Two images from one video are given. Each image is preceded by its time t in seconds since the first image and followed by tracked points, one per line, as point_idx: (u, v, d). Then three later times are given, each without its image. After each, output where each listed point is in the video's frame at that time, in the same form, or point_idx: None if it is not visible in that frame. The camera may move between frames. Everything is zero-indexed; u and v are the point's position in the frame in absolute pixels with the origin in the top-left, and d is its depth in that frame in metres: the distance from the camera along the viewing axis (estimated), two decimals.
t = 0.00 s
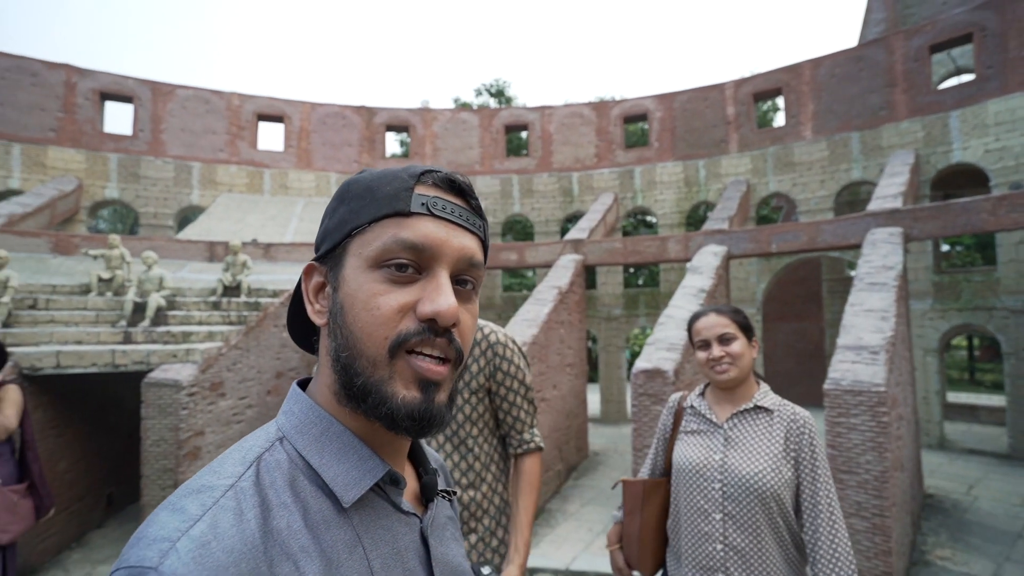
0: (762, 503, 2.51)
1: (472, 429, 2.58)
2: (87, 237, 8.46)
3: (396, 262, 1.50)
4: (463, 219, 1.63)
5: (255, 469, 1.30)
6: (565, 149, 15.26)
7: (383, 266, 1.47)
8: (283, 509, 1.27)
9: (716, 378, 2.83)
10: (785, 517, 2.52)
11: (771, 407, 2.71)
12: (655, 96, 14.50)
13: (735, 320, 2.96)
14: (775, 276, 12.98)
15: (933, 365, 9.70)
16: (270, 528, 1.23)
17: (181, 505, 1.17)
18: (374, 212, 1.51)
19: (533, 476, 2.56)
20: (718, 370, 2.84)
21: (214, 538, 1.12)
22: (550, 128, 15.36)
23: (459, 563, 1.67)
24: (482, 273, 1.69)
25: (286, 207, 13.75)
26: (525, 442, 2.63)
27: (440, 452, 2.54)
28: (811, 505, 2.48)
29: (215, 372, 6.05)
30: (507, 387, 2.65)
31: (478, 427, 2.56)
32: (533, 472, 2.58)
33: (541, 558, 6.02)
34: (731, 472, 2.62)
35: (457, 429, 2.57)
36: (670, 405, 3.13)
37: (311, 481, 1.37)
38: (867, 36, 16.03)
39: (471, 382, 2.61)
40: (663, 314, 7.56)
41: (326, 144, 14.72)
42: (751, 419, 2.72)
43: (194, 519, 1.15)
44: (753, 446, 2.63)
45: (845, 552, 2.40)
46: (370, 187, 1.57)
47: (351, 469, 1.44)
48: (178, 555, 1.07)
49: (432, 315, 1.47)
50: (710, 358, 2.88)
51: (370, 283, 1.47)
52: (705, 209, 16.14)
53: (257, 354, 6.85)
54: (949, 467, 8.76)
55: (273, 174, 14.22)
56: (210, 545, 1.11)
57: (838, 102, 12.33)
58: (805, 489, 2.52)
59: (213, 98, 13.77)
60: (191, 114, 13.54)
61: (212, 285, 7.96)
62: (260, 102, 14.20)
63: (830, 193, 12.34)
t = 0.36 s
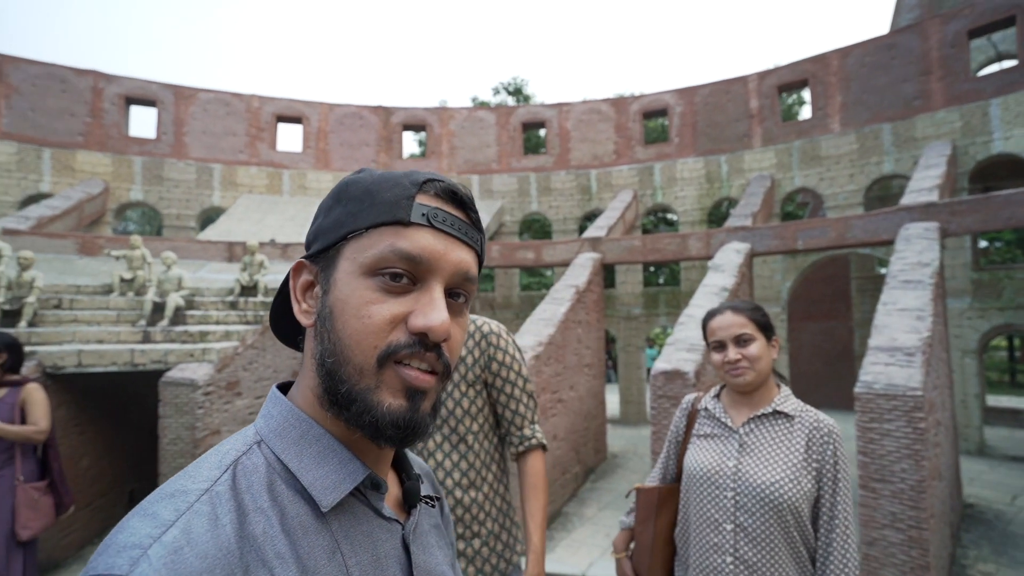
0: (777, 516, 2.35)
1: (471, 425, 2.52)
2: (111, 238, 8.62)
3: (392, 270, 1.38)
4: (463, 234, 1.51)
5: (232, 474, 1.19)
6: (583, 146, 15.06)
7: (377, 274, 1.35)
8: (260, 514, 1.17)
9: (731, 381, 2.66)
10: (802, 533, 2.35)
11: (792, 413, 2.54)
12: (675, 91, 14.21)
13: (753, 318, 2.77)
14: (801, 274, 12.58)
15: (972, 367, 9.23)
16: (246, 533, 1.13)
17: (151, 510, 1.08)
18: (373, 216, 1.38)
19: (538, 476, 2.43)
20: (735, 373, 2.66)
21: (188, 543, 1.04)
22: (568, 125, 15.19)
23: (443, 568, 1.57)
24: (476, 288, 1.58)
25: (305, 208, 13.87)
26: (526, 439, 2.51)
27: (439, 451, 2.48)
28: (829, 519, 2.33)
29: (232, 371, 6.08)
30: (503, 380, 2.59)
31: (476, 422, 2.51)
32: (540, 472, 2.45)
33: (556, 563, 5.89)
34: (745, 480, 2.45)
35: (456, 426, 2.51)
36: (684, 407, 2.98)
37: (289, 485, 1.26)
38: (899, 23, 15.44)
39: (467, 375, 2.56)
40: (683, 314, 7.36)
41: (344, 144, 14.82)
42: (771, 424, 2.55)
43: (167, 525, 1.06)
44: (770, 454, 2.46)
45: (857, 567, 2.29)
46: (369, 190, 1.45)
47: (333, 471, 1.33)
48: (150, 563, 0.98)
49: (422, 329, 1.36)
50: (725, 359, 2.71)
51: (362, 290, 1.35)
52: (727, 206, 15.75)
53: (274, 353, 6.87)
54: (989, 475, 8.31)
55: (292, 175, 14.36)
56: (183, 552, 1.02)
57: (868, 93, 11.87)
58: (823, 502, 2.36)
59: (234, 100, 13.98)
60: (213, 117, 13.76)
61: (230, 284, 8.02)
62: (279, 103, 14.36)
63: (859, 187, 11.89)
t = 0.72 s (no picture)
0: (792, 534, 2.18)
1: (482, 427, 2.40)
2: (138, 240, 8.80)
3: (414, 280, 1.24)
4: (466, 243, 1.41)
5: (215, 475, 1.12)
6: (604, 143, 14.82)
7: (403, 284, 1.21)
8: (242, 514, 1.08)
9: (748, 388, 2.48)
10: (819, 553, 2.18)
11: (813, 423, 2.34)
12: (699, 85, 13.85)
13: (773, 322, 2.59)
14: (834, 272, 12.10)
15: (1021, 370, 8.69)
16: (227, 534, 1.05)
17: (131, 511, 1.02)
18: (392, 227, 1.23)
19: (545, 485, 2.27)
20: (752, 381, 2.49)
21: (167, 542, 0.97)
22: (589, 122, 14.96)
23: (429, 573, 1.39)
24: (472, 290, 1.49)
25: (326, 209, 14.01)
26: (534, 443, 2.35)
27: (449, 456, 2.37)
28: (852, 541, 2.14)
29: (251, 371, 6.12)
30: (515, 379, 2.45)
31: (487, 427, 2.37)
32: (546, 477, 2.30)
33: (575, 570, 5.75)
34: (757, 495, 2.29)
35: (467, 429, 2.39)
36: (702, 411, 2.79)
37: (273, 487, 1.16)
38: (941, 8, 14.71)
39: (479, 375, 2.44)
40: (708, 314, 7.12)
41: (365, 145, 14.92)
42: (790, 436, 2.36)
43: (148, 525, 1.00)
44: (787, 468, 2.28)
45: None
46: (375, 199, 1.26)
47: (320, 469, 1.22)
48: (129, 562, 0.93)
49: (449, 333, 1.27)
50: (743, 364, 2.54)
51: (388, 298, 1.21)
52: (755, 202, 15.27)
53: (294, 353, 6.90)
54: None
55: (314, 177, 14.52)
56: (161, 551, 0.96)
57: (905, 82, 11.34)
58: (845, 522, 2.17)
59: (258, 104, 14.22)
60: (238, 121, 14.02)
61: (251, 285, 8.11)
62: (301, 106, 14.54)
63: (896, 180, 11.36)
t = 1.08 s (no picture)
0: (817, 546, 2.00)
1: (498, 427, 2.27)
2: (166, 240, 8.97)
3: (377, 251, 1.20)
4: (447, 215, 1.34)
5: (232, 466, 1.06)
6: (628, 138, 14.54)
7: (359, 251, 1.18)
8: (257, 507, 1.03)
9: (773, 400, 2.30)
10: (848, 568, 1.98)
11: (844, 428, 2.14)
12: (726, 77, 13.47)
13: (797, 322, 2.36)
14: (870, 269, 11.60)
15: None
16: (241, 526, 1.00)
17: (147, 500, 0.96)
18: (354, 202, 1.25)
19: (559, 488, 2.17)
20: (776, 389, 2.30)
21: (181, 533, 0.92)
22: (612, 117, 14.70)
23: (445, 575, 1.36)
24: (465, 268, 1.38)
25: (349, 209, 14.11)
26: (550, 447, 2.22)
27: (464, 458, 2.25)
28: (883, 556, 1.95)
29: (271, 370, 6.16)
30: (533, 377, 2.32)
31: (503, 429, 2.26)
32: (561, 482, 2.19)
33: None
34: (780, 503, 2.11)
35: (483, 429, 2.27)
36: (725, 412, 2.62)
37: (289, 481, 1.11)
38: None
39: (495, 372, 2.32)
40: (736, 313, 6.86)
41: (387, 145, 14.99)
42: (818, 440, 2.17)
43: (164, 514, 0.95)
44: (814, 475, 2.10)
45: None
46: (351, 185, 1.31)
47: (337, 464, 1.18)
48: (145, 553, 0.88)
49: (408, 300, 1.17)
50: (765, 372, 2.35)
51: (343, 267, 1.18)
52: (784, 197, 14.77)
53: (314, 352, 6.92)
54: None
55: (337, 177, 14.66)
56: (175, 541, 0.91)
57: (948, 68, 10.77)
58: (877, 535, 1.98)
59: (282, 105, 14.42)
60: (263, 123, 14.25)
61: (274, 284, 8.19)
62: (324, 107, 14.69)
63: (938, 172, 10.81)
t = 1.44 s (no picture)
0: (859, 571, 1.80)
1: (513, 435, 2.12)
2: (189, 241, 9.09)
3: (378, 256, 1.10)
4: (453, 219, 1.22)
5: (208, 483, 0.96)
6: (650, 134, 14.23)
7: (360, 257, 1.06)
8: (234, 528, 0.93)
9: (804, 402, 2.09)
10: None
11: (884, 439, 1.95)
12: (752, 69, 13.07)
13: (836, 321, 2.16)
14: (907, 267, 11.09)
15: None
16: (215, 550, 0.90)
17: (114, 520, 0.88)
18: (353, 199, 1.12)
19: (572, 501, 2.03)
20: (808, 392, 2.09)
21: (147, 560, 0.83)
22: (634, 113, 14.41)
23: None
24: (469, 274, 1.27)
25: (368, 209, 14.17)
26: (563, 460, 2.06)
27: (475, 466, 2.11)
28: None
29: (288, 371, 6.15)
30: (551, 382, 2.15)
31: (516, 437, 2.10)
32: (573, 498, 2.04)
33: None
34: (815, 522, 1.91)
35: (496, 436, 2.12)
36: (745, 418, 2.37)
37: (270, 498, 1.01)
38: None
39: (511, 376, 2.16)
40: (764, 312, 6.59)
41: (406, 144, 15.00)
42: (857, 451, 1.97)
43: (130, 538, 0.86)
44: (851, 490, 1.90)
45: None
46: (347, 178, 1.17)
47: (323, 479, 1.07)
48: None
49: (412, 311, 1.07)
50: (795, 373, 2.14)
51: (341, 272, 1.07)
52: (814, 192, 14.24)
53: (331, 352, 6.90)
54: None
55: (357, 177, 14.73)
56: (141, 569, 0.82)
57: (993, 53, 10.22)
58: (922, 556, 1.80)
59: (303, 107, 14.56)
60: (284, 125, 14.41)
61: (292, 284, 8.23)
62: (344, 108, 14.79)
63: (982, 163, 10.25)
